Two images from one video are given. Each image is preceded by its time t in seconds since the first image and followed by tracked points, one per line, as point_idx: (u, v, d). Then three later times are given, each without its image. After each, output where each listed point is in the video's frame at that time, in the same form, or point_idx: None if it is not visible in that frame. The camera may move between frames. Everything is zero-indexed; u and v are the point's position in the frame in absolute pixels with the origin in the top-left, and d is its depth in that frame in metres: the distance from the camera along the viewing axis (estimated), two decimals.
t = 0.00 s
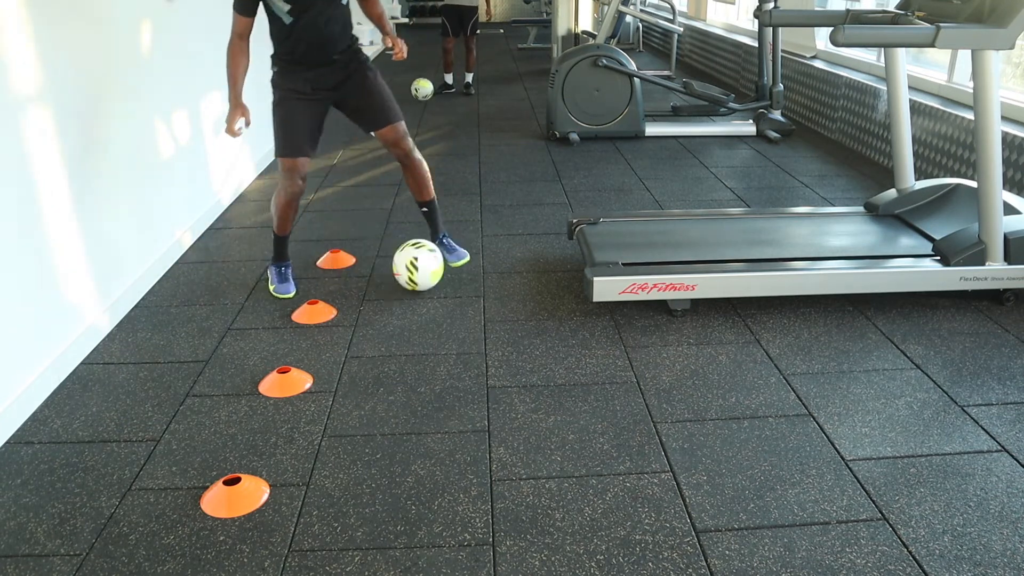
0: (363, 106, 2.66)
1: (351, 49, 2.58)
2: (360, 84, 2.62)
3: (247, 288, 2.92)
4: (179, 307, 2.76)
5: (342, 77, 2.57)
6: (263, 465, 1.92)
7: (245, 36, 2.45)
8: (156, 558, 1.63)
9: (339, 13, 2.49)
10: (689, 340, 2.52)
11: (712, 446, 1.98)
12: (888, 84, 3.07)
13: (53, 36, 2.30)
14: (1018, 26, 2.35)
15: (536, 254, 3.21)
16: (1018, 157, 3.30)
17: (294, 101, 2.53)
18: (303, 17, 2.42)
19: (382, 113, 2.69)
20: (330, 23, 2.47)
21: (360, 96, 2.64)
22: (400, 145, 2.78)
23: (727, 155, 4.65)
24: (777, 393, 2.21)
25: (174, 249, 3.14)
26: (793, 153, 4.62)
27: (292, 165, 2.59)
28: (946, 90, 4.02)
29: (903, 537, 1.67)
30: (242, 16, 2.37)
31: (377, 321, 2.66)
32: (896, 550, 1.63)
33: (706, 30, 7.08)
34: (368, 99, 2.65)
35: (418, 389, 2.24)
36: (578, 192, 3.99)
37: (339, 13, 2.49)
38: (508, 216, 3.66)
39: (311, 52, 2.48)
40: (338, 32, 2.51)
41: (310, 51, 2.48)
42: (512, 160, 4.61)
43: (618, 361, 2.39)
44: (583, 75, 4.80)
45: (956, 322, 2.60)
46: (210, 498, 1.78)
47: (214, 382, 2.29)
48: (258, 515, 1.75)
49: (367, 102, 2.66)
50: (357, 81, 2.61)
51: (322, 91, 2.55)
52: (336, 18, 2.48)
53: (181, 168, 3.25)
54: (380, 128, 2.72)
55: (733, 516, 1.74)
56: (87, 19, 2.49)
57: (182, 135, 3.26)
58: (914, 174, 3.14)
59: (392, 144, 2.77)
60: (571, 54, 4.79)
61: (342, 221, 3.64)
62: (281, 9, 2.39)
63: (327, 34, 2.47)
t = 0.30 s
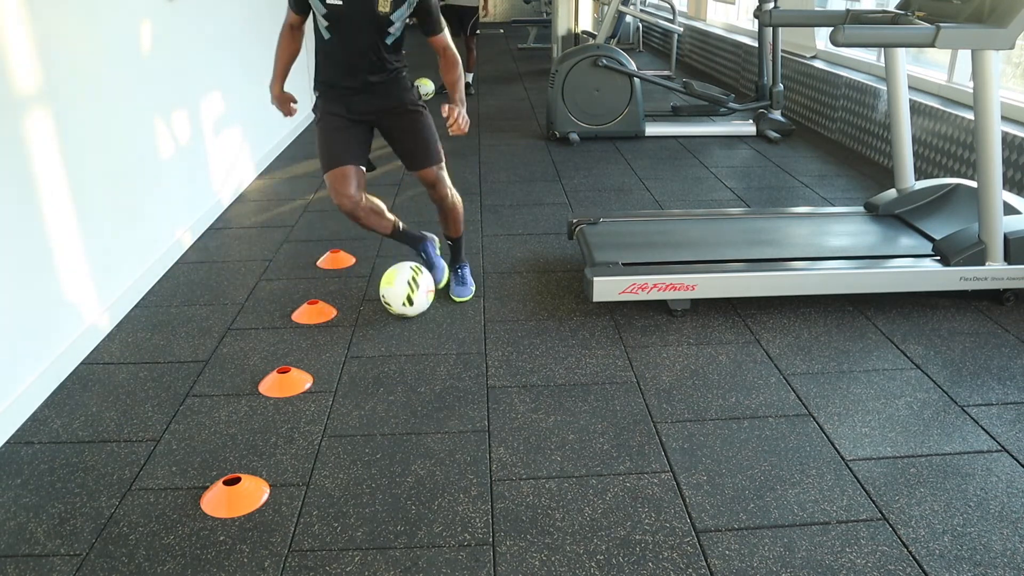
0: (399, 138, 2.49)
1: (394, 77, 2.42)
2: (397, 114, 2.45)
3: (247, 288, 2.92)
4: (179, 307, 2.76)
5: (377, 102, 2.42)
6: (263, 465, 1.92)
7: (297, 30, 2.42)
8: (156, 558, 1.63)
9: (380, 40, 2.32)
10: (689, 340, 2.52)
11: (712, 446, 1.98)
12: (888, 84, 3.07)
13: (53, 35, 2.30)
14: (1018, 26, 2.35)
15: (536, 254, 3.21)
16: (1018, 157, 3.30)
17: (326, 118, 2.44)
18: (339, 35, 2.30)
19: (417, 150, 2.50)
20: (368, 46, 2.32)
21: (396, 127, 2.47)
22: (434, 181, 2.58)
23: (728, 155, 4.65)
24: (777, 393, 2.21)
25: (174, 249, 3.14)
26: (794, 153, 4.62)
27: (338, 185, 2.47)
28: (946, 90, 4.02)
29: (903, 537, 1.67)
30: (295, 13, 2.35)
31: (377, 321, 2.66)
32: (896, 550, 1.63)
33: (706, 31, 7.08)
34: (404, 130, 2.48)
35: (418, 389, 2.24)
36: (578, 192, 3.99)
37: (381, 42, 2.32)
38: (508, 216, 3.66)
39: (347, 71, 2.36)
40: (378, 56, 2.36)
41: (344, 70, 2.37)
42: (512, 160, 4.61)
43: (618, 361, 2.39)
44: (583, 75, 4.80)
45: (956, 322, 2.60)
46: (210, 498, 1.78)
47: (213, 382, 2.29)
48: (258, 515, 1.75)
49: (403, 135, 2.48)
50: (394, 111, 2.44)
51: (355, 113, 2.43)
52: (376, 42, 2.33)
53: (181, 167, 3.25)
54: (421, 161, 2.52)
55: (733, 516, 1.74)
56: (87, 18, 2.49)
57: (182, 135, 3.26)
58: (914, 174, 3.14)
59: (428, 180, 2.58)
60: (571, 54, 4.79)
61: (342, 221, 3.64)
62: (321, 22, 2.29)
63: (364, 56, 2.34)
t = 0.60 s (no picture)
0: (336, 121, 2.26)
1: (351, 49, 2.23)
2: (339, 92, 2.23)
3: (247, 288, 2.92)
4: (178, 307, 2.76)
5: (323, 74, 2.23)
6: (263, 465, 1.92)
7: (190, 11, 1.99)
8: (156, 558, 1.63)
9: None
10: (689, 340, 2.52)
11: (712, 446, 1.98)
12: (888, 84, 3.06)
13: (53, 36, 2.30)
14: (1018, 26, 2.35)
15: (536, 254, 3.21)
16: (1018, 157, 3.30)
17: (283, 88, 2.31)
18: None
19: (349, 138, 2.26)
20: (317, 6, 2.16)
21: (336, 109, 2.25)
22: (358, 181, 2.31)
23: (728, 155, 4.65)
24: (777, 393, 2.21)
25: (174, 249, 3.13)
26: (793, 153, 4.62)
27: (303, 177, 2.35)
28: (946, 90, 4.02)
29: (903, 537, 1.67)
30: None
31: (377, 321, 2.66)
32: (896, 550, 1.63)
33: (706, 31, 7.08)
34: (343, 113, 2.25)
35: (417, 389, 2.24)
36: (578, 192, 3.99)
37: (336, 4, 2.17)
38: (508, 216, 3.66)
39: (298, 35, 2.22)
40: (330, 23, 2.19)
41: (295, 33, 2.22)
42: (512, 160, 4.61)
43: (618, 361, 2.39)
44: (583, 74, 4.80)
45: (957, 322, 2.60)
46: (210, 498, 1.78)
47: (213, 382, 2.29)
48: (258, 515, 1.75)
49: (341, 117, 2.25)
50: (337, 87, 2.23)
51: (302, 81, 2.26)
52: (328, 5, 2.17)
53: (181, 167, 3.25)
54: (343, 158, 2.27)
55: (733, 516, 1.74)
56: (87, 19, 2.49)
57: (182, 135, 3.26)
58: (914, 174, 3.13)
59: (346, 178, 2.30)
60: (571, 54, 4.79)
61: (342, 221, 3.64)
62: None
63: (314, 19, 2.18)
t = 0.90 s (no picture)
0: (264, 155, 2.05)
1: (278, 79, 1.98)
2: (266, 123, 1.99)
3: (246, 288, 2.92)
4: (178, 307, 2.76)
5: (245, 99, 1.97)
6: (263, 465, 1.92)
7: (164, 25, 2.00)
8: (156, 558, 1.63)
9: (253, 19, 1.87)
10: (689, 340, 2.52)
11: (712, 446, 1.98)
12: (888, 84, 3.07)
13: (53, 36, 2.30)
14: (1018, 26, 2.35)
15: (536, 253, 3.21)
16: (1018, 157, 3.30)
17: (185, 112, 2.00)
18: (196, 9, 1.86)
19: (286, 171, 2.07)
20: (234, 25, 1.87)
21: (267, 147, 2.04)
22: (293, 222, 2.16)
23: (727, 155, 4.65)
24: (777, 393, 2.21)
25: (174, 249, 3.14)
26: (793, 153, 4.63)
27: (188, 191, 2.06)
28: (946, 90, 4.03)
29: (903, 537, 1.67)
30: None
31: (377, 321, 2.66)
32: (896, 550, 1.63)
33: (706, 31, 7.09)
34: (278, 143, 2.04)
35: (417, 389, 2.25)
36: (578, 192, 3.99)
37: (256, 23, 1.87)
38: (508, 216, 3.66)
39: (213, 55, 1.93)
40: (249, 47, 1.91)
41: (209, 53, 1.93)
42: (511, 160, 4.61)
43: (618, 361, 2.39)
44: (583, 74, 4.80)
45: (957, 322, 2.60)
46: (210, 497, 1.78)
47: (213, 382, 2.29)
48: (258, 515, 1.75)
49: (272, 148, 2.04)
50: (263, 118, 1.99)
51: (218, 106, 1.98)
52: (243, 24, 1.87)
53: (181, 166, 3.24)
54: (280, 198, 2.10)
55: (733, 516, 1.74)
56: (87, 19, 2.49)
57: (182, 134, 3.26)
58: (914, 174, 3.14)
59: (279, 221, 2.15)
60: (571, 54, 4.79)
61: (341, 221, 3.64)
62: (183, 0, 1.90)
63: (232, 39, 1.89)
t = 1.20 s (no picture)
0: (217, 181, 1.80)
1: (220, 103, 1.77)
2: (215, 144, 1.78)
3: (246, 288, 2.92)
4: (178, 307, 2.76)
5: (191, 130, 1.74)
6: (263, 465, 1.92)
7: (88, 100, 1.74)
8: (156, 558, 1.63)
9: (205, 52, 1.66)
10: (689, 340, 2.52)
11: (713, 446, 1.98)
12: (888, 85, 3.06)
13: (54, 36, 2.30)
14: (1018, 26, 2.35)
15: (535, 254, 3.21)
16: (1018, 157, 3.30)
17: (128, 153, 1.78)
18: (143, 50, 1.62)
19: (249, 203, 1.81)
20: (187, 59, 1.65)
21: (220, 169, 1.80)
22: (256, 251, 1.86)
23: (728, 155, 4.65)
24: (777, 393, 2.21)
25: (174, 249, 3.13)
26: (793, 153, 4.63)
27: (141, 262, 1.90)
28: (945, 91, 4.03)
29: (903, 537, 1.67)
30: (80, 67, 1.69)
31: (377, 321, 2.66)
32: (896, 550, 1.63)
33: (706, 31, 7.09)
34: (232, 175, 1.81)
35: (417, 389, 2.24)
36: (578, 192, 3.99)
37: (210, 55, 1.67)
38: (508, 216, 3.66)
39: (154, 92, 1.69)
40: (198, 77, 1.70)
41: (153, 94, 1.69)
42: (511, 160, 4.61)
43: (618, 361, 2.39)
44: (583, 75, 4.80)
45: (957, 322, 2.60)
46: (209, 497, 1.78)
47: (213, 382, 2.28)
48: (258, 515, 1.75)
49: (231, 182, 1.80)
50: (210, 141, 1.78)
51: (164, 143, 1.76)
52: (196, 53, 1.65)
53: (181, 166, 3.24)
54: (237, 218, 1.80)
55: (733, 516, 1.74)
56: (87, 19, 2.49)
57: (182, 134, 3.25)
58: (914, 174, 3.13)
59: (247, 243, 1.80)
60: (571, 54, 4.79)
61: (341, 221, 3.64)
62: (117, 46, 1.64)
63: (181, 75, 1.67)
